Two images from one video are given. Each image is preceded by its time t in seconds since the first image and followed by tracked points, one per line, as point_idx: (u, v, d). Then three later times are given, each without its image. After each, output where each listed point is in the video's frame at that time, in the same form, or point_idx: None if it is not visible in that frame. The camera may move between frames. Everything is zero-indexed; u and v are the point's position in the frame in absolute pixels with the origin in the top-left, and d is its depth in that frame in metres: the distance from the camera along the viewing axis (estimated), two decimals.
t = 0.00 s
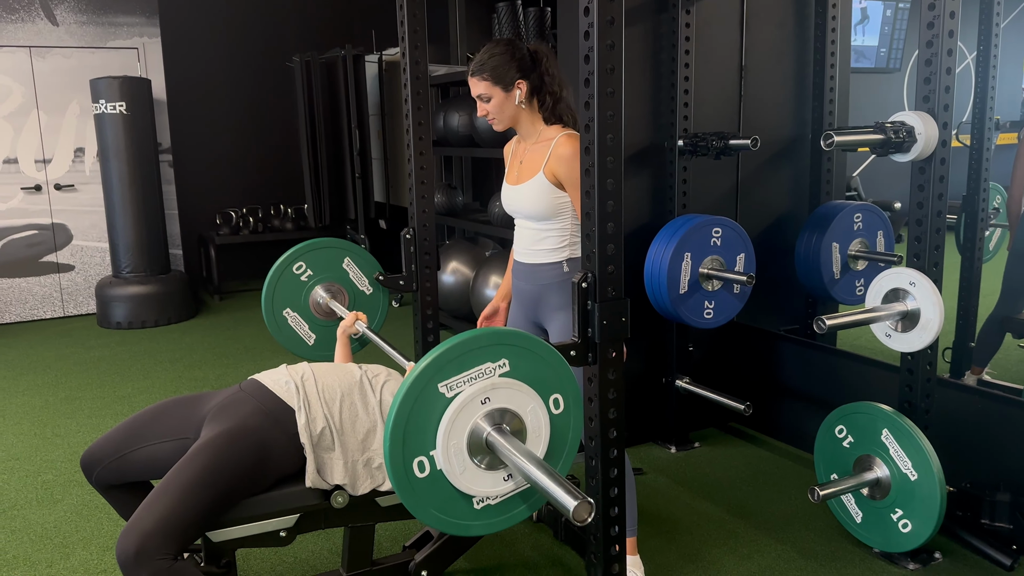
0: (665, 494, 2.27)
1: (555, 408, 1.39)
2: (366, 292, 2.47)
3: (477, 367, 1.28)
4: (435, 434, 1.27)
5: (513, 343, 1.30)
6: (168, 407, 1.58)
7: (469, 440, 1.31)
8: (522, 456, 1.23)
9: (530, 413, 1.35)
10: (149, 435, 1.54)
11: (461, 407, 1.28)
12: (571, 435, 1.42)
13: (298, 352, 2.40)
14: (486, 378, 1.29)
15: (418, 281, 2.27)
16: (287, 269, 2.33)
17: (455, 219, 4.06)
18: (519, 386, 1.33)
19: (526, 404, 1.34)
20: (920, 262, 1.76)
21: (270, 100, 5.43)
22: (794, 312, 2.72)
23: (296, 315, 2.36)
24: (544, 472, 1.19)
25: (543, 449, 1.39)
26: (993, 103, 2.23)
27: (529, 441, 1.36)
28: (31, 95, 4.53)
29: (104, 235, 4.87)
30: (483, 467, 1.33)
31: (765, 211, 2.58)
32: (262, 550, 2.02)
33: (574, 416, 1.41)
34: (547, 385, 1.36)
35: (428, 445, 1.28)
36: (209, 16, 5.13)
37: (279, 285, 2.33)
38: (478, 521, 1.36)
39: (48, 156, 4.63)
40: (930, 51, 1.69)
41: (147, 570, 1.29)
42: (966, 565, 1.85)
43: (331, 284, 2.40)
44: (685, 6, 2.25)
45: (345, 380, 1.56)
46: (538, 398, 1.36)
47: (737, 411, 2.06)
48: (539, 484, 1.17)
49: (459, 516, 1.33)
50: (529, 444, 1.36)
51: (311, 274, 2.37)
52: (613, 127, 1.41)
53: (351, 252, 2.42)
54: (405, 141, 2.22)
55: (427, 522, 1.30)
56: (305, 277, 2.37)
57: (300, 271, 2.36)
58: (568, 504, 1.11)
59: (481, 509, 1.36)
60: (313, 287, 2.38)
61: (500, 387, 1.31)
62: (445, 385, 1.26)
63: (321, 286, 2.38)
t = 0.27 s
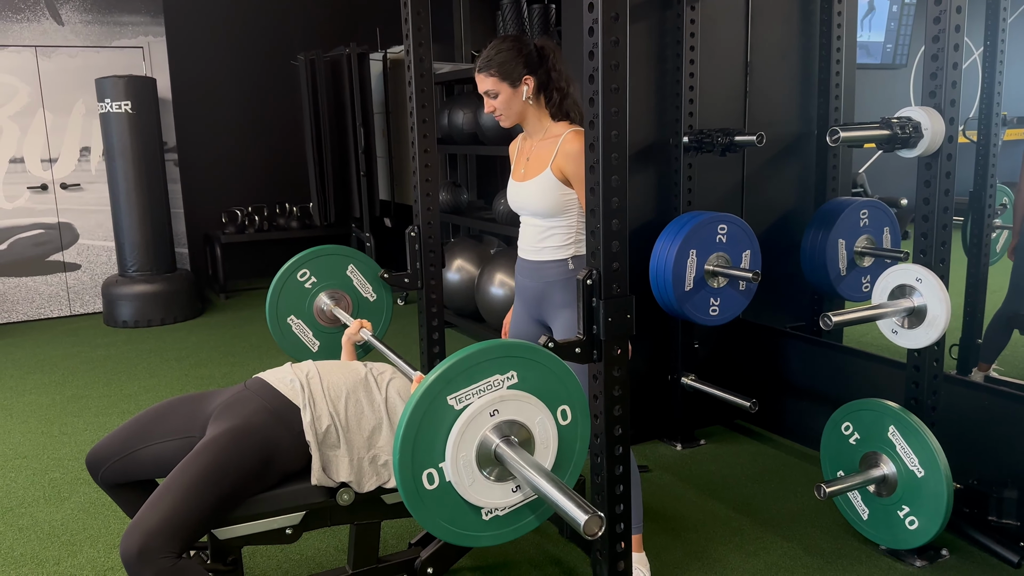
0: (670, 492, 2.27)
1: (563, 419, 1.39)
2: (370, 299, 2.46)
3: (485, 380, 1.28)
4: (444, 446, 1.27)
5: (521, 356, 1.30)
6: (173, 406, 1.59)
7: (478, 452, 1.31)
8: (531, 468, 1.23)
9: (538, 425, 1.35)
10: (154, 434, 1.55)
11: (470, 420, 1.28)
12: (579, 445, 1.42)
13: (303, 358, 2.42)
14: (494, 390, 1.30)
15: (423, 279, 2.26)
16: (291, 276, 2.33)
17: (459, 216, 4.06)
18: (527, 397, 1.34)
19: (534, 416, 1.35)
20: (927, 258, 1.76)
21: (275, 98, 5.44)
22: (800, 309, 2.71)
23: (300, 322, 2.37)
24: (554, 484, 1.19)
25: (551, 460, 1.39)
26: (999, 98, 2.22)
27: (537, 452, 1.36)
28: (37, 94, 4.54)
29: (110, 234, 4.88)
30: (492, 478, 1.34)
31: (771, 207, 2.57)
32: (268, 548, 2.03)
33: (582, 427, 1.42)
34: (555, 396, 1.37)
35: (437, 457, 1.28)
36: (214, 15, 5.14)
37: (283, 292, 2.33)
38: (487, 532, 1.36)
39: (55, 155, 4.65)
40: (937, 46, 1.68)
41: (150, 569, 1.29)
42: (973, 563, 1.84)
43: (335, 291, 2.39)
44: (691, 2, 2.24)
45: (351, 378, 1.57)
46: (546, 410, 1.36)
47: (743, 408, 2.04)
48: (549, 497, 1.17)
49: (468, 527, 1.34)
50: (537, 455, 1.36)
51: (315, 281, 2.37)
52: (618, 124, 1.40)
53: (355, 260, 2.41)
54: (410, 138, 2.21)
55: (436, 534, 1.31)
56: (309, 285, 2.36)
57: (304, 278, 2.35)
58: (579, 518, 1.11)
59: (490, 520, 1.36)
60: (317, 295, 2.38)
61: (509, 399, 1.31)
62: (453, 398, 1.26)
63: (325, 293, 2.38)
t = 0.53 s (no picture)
0: (674, 488, 2.27)
1: (568, 407, 1.38)
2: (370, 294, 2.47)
3: (491, 367, 1.28)
4: (450, 434, 1.27)
5: (526, 343, 1.30)
6: (175, 404, 1.59)
7: (484, 440, 1.31)
8: (538, 454, 1.23)
9: (544, 412, 1.35)
10: (156, 432, 1.55)
11: (476, 407, 1.28)
12: (585, 433, 1.41)
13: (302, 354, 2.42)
14: (500, 378, 1.29)
15: (426, 275, 2.27)
16: (291, 272, 2.33)
17: (461, 213, 4.06)
18: (533, 385, 1.33)
19: (540, 403, 1.34)
20: (931, 253, 1.76)
21: (276, 96, 5.44)
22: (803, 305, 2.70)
23: (300, 318, 2.37)
24: (561, 470, 1.19)
25: (558, 447, 1.38)
26: (1003, 92, 2.22)
27: (543, 439, 1.36)
28: (39, 92, 4.55)
29: (113, 232, 4.89)
30: (499, 466, 1.33)
31: (773, 203, 2.57)
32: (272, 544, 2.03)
33: (588, 415, 1.41)
34: (560, 384, 1.36)
35: (444, 445, 1.28)
36: (215, 13, 5.13)
37: (283, 288, 2.33)
38: (494, 521, 1.36)
39: (57, 154, 4.65)
40: (940, 40, 1.67)
41: (151, 567, 1.29)
42: (977, 558, 1.84)
43: (335, 287, 2.39)
44: None
45: (354, 374, 1.56)
46: (552, 398, 1.36)
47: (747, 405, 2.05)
48: (556, 482, 1.17)
49: (475, 515, 1.33)
50: (543, 441, 1.35)
51: (315, 277, 2.37)
52: (620, 119, 1.40)
53: (355, 255, 2.41)
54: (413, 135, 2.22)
55: (443, 522, 1.30)
56: (309, 280, 2.36)
57: (304, 274, 2.35)
58: (587, 501, 1.10)
59: (497, 508, 1.36)
60: (316, 291, 2.38)
61: (515, 387, 1.31)
62: (459, 385, 1.26)
63: (325, 289, 2.38)
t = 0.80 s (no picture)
0: (675, 486, 2.27)
1: (572, 385, 1.38)
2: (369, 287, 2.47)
3: (494, 345, 1.28)
4: (455, 412, 1.27)
5: (529, 321, 1.30)
6: (176, 405, 1.59)
7: (488, 417, 1.31)
8: (544, 430, 1.23)
9: (548, 389, 1.35)
10: (158, 433, 1.55)
11: (480, 385, 1.28)
12: (589, 412, 1.42)
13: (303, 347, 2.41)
14: (504, 356, 1.29)
15: (427, 274, 2.27)
16: (290, 265, 2.33)
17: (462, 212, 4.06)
18: (537, 362, 1.33)
19: (543, 380, 1.34)
20: (932, 251, 1.75)
21: (276, 95, 5.43)
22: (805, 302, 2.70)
23: (299, 310, 2.37)
24: (568, 444, 1.19)
25: (563, 423, 1.38)
26: (1004, 89, 2.21)
27: (548, 417, 1.36)
28: (40, 92, 4.55)
29: (114, 232, 4.89)
30: (503, 444, 1.34)
31: (774, 201, 2.57)
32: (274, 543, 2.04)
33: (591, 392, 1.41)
34: (563, 362, 1.36)
35: (448, 424, 1.28)
36: (215, 12, 5.13)
37: (282, 281, 2.33)
38: (500, 499, 1.37)
39: (58, 153, 4.65)
40: (940, 37, 1.67)
41: (154, 567, 1.30)
42: (979, 555, 1.84)
43: (334, 279, 2.40)
44: None
45: (356, 373, 1.56)
46: (555, 375, 1.36)
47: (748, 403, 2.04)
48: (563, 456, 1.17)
49: (480, 493, 1.34)
50: (547, 418, 1.35)
51: (314, 269, 2.37)
52: (620, 118, 1.40)
53: (354, 247, 2.42)
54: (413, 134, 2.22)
55: (449, 501, 1.31)
56: (308, 272, 2.37)
57: (303, 266, 2.36)
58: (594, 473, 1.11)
59: (502, 486, 1.36)
60: (315, 283, 2.38)
61: (518, 365, 1.31)
62: (463, 363, 1.26)
63: (324, 281, 2.38)
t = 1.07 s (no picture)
0: (673, 485, 2.27)
1: (573, 368, 1.38)
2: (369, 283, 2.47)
3: (496, 328, 1.28)
4: (457, 395, 1.27)
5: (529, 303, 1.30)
6: (174, 406, 1.59)
7: (490, 400, 1.31)
8: (547, 410, 1.23)
9: (549, 372, 1.35)
10: (156, 435, 1.55)
11: (482, 367, 1.28)
12: (590, 395, 1.41)
13: (303, 344, 2.41)
14: (505, 338, 1.29)
15: (424, 274, 2.27)
16: (291, 262, 2.32)
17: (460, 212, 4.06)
18: (538, 345, 1.33)
19: (545, 362, 1.34)
20: (929, 249, 1.74)
21: (274, 94, 5.43)
22: (803, 301, 2.70)
23: (300, 307, 2.36)
24: (571, 423, 1.19)
25: (565, 405, 1.38)
26: (1001, 87, 2.21)
27: (549, 399, 1.36)
28: (36, 93, 4.54)
29: (112, 232, 4.89)
30: (506, 426, 1.34)
31: (772, 199, 2.57)
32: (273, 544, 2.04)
33: (592, 375, 1.41)
34: (564, 344, 1.36)
35: (450, 407, 1.28)
36: (212, 12, 5.13)
37: (282, 278, 2.32)
38: (503, 482, 1.37)
39: (55, 154, 4.65)
40: (935, 36, 1.67)
41: (153, 568, 1.30)
42: (977, 553, 1.84)
43: (334, 275, 2.40)
44: None
45: (355, 373, 1.56)
46: (557, 358, 1.36)
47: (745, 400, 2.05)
48: (567, 435, 1.17)
49: (484, 477, 1.34)
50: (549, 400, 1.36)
51: (314, 266, 2.37)
52: (616, 118, 1.40)
53: (354, 243, 2.42)
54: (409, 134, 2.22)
55: (452, 484, 1.31)
56: (308, 269, 2.36)
57: (303, 262, 2.35)
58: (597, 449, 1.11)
59: (505, 469, 1.36)
60: (315, 280, 2.38)
61: (519, 347, 1.31)
62: (465, 346, 1.26)
63: (324, 278, 2.38)
